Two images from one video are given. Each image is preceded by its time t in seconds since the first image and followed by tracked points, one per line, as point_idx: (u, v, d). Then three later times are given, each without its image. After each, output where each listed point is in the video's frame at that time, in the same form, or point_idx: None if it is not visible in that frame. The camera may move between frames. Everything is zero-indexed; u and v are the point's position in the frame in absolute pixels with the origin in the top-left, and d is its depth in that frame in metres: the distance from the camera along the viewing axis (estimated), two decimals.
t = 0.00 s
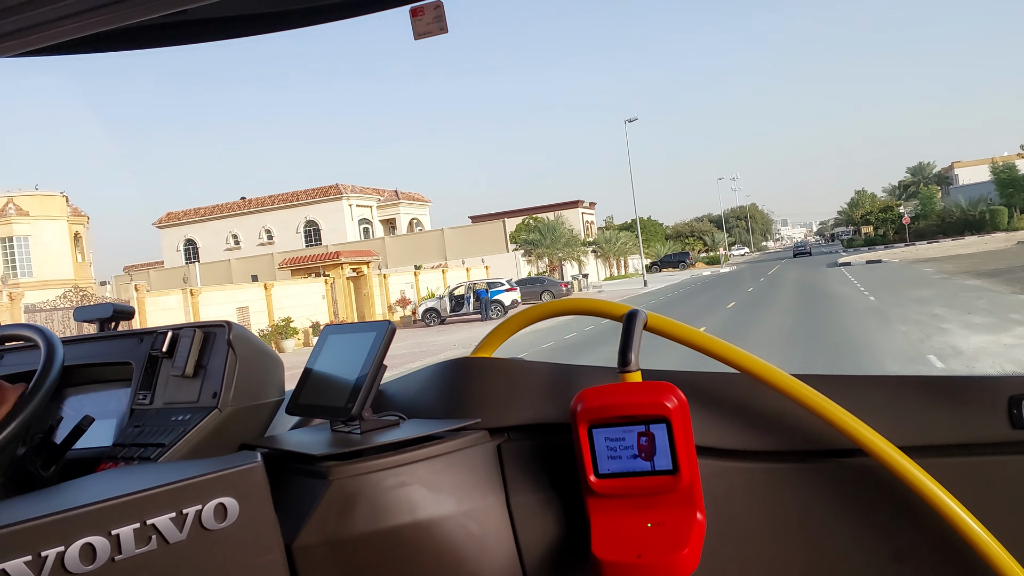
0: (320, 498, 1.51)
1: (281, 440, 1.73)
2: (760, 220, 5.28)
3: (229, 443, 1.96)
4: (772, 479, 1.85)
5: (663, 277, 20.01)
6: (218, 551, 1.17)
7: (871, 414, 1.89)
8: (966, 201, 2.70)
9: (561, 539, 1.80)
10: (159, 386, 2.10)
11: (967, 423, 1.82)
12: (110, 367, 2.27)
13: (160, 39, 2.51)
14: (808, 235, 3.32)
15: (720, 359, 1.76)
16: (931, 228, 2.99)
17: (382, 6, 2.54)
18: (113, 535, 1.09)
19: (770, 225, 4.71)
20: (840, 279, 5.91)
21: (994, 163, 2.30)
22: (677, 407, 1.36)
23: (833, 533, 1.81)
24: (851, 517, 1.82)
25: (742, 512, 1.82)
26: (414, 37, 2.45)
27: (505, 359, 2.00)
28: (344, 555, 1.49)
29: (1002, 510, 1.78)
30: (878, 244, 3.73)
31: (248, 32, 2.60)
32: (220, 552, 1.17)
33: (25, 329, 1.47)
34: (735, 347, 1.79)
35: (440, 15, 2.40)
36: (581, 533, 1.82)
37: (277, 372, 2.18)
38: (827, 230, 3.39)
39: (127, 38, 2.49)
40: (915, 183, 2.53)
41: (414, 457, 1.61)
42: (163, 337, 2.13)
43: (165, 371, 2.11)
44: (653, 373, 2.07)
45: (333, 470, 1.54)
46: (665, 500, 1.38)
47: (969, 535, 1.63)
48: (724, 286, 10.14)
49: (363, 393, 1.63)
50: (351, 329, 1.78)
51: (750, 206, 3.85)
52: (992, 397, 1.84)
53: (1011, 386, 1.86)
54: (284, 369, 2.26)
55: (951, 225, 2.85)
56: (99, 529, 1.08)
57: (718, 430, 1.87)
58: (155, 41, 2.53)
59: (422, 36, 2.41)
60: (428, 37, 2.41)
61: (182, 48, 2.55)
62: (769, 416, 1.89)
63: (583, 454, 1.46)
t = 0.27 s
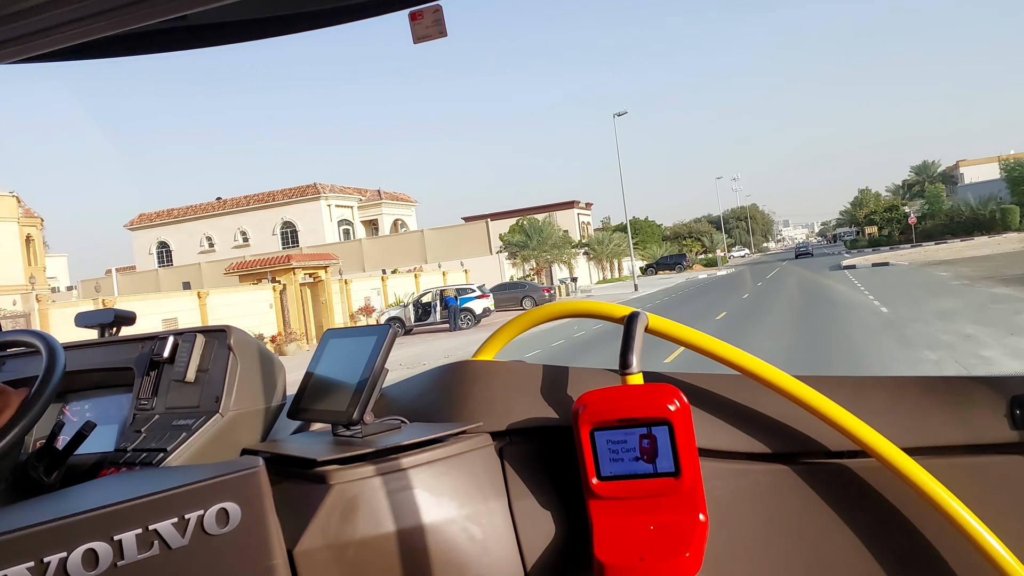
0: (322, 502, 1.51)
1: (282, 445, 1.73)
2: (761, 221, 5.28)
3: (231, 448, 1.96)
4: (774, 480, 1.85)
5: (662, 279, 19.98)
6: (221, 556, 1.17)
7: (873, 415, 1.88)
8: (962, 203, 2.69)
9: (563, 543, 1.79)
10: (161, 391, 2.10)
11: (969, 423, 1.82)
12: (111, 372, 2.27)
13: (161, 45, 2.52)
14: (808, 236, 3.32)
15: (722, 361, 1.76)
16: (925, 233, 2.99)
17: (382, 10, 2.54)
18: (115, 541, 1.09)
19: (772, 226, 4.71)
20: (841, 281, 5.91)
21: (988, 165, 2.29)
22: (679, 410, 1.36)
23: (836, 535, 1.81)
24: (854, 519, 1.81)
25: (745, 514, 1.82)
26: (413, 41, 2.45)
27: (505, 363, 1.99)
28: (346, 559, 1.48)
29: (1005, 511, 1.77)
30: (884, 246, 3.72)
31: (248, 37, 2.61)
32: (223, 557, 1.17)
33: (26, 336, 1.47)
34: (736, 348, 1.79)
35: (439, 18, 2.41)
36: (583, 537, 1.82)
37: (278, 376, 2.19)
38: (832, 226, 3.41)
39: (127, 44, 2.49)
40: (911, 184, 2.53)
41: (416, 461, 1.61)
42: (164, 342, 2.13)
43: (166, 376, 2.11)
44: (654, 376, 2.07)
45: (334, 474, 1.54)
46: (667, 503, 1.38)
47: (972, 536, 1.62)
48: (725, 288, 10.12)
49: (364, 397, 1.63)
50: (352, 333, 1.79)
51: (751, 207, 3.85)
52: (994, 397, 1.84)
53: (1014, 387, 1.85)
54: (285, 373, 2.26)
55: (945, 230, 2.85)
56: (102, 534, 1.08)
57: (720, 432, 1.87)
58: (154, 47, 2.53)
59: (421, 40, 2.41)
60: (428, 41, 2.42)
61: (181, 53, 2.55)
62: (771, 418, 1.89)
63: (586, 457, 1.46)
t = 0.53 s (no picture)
0: (323, 503, 1.51)
1: (284, 446, 1.73)
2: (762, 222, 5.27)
3: (233, 450, 1.96)
4: (775, 481, 1.85)
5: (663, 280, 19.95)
6: (222, 558, 1.17)
7: (874, 416, 1.88)
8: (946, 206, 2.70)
9: (564, 544, 1.79)
10: (162, 393, 2.10)
11: (971, 424, 1.82)
12: (112, 374, 2.27)
13: (162, 47, 2.53)
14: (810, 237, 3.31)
15: (724, 362, 1.76)
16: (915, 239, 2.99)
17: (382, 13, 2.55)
18: (117, 542, 1.09)
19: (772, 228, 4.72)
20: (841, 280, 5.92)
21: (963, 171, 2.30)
22: (680, 411, 1.36)
23: (838, 536, 1.81)
24: (856, 519, 1.81)
25: (746, 515, 1.82)
26: (414, 42, 2.45)
27: (506, 364, 1.99)
28: (347, 560, 1.48)
29: (1008, 512, 1.77)
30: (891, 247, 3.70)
31: (249, 40, 2.62)
32: (225, 558, 1.17)
33: (28, 337, 1.48)
34: (737, 349, 1.79)
35: (440, 20, 2.41)
36: (584, 538, 1.82)
37: (279, 378, 2.19)
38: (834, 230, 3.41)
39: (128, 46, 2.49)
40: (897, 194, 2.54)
41: (417, 462, 1.61)
42: (166, 344, 2.14)
43: (167, 377, 2.11)
44: (655, 377, 2.07)
45: (336, 476, 1.54)
46: (668, 504, 1.38)
47: (974, 536, 1.62)
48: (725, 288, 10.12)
49: (365, 399, 1.63)
50: (354, 334, 1.79)
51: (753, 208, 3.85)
52: (995, 398, 1.83)
53: (1015, 388, 1.85)
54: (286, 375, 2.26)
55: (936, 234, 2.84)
56: (103, 536, 1.08)
57: (721, 433, 1.87)
58: (156, 49, 2.53)
59: (421, 41, 2.41)
60: (428, 42, 2.42)
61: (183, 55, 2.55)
62: (772, 418, 1.89)
63: (587, 458, 1.46)
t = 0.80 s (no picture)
0: (323, 503, 1.51)
1: (284, 446, 1.73)
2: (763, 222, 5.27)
3: (232, 450, 1.96)
4: (775, 481, 1.85)
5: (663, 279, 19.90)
6: (222, 557, 1.17)
7: (874, 417, 1.88)
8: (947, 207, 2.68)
9: (564, 544, 1.79)
10: (162, 393, 2.10)
11: (971, 424, 1.82)
12: (112, 374, 2.27)
13: (163, 47, 2.53)
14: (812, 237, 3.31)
15: (723, 363, 1.76)
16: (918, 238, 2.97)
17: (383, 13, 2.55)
18: (117, 542, 1.09)
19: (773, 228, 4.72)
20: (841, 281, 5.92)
21: (967, 170, 2.29)
22: (680, 411, 1.36)
23: (838, 536, 1.81)
24: (855, 519, 1.81)
25: (746, 515, 1.82)
26: (414, 42, 2.45)
27: (505, 364, 1.99)
28: (347, 560, 1.48)
29: (1008, 512, 1.77)
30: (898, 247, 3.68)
31: (250, 40, 2.62)
32: (224, 557, 1.17)
33: (28, 337, 1.48)
34: (737, 350, 1.79)
35: (440, 20, 2.41)
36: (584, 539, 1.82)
37: (279, 378, 2.19)
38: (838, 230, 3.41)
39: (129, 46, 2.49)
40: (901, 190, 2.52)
41: (417, 462, 1.61)
42: (166, 344, 2.14)
43: (167, 377, 2.11)
44: (655, 377, 2.07)
45: (336, 476, 1.54)
46: (668, 504, 1.38)
47: (974, 537, 1.62)
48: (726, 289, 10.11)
49: (365, 399, 1.63)
50: (354, 334, 1.79)
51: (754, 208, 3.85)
52: (995, 398, 1.83)
53: (1015, 388, 1.85)
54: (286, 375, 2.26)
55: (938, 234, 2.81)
56: (103, 536, 1.08)
57: (721, 434, 1.87)
58: (156, 50, 2.53)
59: (422, 41, 2.41)
60: (429, 43, 2.43)
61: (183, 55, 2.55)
62: (772, 419, 1.89)
63: (587, 458, 1.46)
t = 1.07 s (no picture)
0: (322, 502, 1.51)
1: (283, 445, 1.73)
2: (762, 222, 5.29)
3: (232, 448, 1.97)
4: (773, 481, 1.85)
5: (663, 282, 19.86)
6: (221, 555, 1.17)
7: (873, 417, 1.89)
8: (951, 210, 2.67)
9: (563, 543, 1.80)
10: (162, 391, 2.10)
11: (969, 424, 1.82)
12: (111, 373, 2.27)
13: (162, 46, 2.53)
14: (813, 238, 3.32)
15: (721, 362, 1.77)
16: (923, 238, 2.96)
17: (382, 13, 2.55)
18: (116, 540, 1.09)
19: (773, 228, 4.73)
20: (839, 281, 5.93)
21: (972, 169, 2.27)
22: (679, 410, 1.36)
23: (836, 535, 1.81)
24: (853, 518, 1.82)
25: (744, 514, 1.83)
26: (413, 43, 2.46)
27: (504, 363, 1.99)
28: (346, 559, 1.48)
29: (1006, 512, 1.77)
30: (905, 248, 3.68)
31: (250, 39, 2.62)
32: (223, 555, 1.17)
33: (27, 335, 1.48)
34: (736, 350, 1.79)
35: (439, 20, 2.42)
36: (583, 537, 1.82)
37: (279, 377, 2.19)
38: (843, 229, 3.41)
39: (128, 45, 2.49)
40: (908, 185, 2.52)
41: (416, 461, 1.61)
42: (165, 343, 2.14)
43: (166, 376, 2.11)
44: (655, 376, 2.08)
45: (335, 475, 1.54)
46: (666, 503, 1.38)
47: (972, 537, 1.62)
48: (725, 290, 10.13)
49: (364, 398, 1.63)
50: (353, 333, 1.79)
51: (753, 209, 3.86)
52: (993, 398, 1.84)
53: (1012, 388, 1.85)
54: (286, 374, 2.27)
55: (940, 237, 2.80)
56: (102, 534, 1.08)
57: (719, 433, 1.87)
58: (155, 49, 2.53)
59: (421, 41, 2.42)
60: (428, 42, 2.43)
61: (182, 55, 2.55)
62: (771, 418, 1.89)
63: (585, 457, 1.46)
